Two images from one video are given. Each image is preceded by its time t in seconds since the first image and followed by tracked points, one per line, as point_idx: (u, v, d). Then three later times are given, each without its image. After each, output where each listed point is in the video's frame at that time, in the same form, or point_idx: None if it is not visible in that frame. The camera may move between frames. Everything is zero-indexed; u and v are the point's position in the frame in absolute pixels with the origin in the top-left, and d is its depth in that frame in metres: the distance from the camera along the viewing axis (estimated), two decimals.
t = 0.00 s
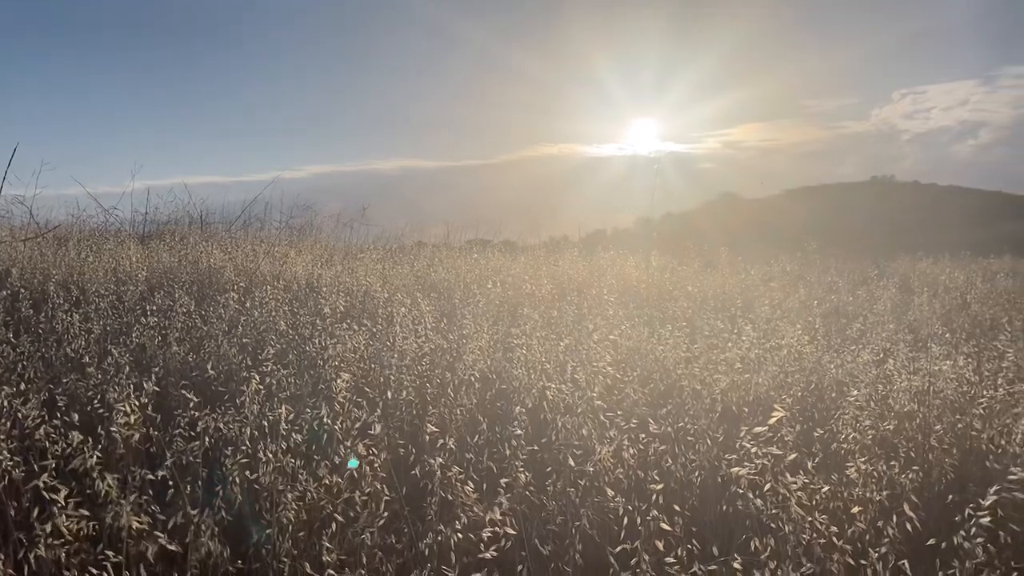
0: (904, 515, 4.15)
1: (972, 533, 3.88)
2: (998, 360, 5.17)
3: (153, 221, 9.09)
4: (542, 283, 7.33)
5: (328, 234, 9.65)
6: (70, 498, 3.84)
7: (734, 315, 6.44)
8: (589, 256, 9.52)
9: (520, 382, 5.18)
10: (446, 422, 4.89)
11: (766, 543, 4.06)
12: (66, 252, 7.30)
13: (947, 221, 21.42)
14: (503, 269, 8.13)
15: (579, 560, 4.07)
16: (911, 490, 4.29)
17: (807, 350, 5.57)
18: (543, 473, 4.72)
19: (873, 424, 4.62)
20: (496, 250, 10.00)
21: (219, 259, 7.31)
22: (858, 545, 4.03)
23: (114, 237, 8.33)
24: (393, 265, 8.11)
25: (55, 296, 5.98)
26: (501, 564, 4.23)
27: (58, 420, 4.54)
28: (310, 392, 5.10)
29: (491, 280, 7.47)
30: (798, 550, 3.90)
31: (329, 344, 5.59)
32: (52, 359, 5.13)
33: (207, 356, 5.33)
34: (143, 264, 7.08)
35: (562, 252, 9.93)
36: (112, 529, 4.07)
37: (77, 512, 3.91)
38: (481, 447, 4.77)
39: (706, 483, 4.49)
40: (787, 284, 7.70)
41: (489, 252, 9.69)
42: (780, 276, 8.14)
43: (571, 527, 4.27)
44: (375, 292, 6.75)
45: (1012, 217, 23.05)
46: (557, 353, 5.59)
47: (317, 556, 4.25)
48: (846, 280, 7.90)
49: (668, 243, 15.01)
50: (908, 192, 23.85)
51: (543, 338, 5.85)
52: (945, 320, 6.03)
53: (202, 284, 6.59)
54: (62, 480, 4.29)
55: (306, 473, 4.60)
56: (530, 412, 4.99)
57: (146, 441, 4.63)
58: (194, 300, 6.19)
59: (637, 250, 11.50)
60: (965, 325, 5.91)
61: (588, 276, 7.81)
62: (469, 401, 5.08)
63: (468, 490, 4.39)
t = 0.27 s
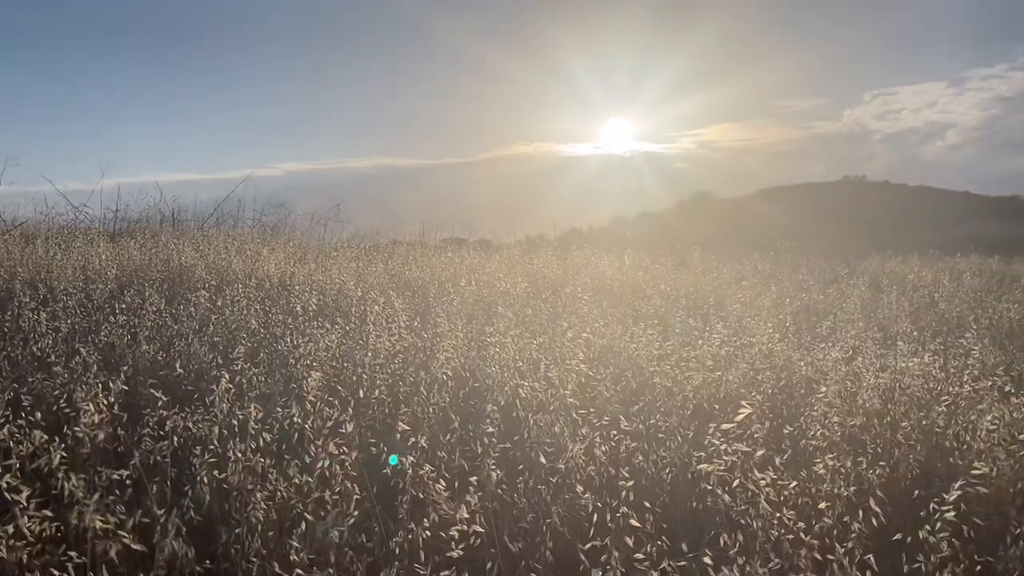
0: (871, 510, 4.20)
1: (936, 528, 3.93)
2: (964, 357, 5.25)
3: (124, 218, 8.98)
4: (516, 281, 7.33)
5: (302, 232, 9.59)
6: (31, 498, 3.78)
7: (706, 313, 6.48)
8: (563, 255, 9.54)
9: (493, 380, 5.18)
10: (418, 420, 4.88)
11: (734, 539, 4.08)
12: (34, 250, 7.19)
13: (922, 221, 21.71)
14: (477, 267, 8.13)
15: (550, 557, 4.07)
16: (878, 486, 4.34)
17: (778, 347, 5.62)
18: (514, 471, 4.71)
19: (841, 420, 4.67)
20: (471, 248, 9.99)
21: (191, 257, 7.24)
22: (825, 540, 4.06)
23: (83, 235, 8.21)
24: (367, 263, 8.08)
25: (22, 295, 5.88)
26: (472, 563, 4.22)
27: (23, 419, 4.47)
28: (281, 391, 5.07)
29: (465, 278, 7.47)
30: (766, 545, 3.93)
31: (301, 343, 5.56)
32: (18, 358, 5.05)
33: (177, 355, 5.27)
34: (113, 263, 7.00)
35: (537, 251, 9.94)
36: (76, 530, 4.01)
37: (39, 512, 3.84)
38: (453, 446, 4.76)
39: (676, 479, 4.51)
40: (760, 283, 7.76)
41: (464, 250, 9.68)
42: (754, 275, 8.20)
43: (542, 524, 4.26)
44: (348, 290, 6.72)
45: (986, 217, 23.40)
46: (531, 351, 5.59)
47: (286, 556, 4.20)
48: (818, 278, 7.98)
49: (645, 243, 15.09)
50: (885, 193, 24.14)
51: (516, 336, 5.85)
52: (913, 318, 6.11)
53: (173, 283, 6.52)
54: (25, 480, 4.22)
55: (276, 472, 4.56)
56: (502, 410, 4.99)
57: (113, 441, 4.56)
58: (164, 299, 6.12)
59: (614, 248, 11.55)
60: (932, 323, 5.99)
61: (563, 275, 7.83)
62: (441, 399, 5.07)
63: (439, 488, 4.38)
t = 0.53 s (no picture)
0: (832, 506, 4.24)
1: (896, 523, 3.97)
2: (925, 355, 5.32)
3: (88, 216, 8.84)
4: (486, 280, 7.33)
5: (271, 230, 9.51)
6: None
7: (674, 312, 6.52)
8: (534, 253, 9.54)
9: (460, 379, 5.17)
10: (384, 419, 4.85)
11: (698, 536, 4.09)
12: None
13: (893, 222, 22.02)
14: (446, 265, 8.12)
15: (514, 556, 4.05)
16: (840, 482, 4.38)
17: (744, 345, 5.66)
18: (481, 470, 4.70)
19: (804, 417, 4.71)
20: (442, 247, 9.97)
21: (156, 256, 7.15)
22: (788, 536, 4.09)
23: (45, 232, 8.07)
24: (335, 261, 8.04)
25: None
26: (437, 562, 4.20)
27: None
28: (245, 391, 5.01)
29: (433, 277, 7.45)
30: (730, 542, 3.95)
31: (267, 342, 5.51)
32: None
33: (139, 355, 5.19)
34: (75, 260, 6.88)
35: (507, 250, 9.95)
36: (30, 532, 3.92)
37: None
38: (419, 445, 4.74)
39: (642, 477, 4.52)
40: (728, 282, 7.82)
41: (434, 249, 9.66)
42: (722, 275, 8.26)
43: (507, 523, 4.25)
44: (315, 289, 6.67)
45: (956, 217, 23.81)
46: (499, 349, 5.59)
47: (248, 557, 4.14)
48: (785, 277, 8.06)
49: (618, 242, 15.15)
50: (857, 195, 24.47)
51: (484, 334, 5.84)
52: (877, 316, 6.19)
53: (136, 281, 6.43)
54: None
55: (239, 473, 4.49)
56: (469, 409, 4.98)
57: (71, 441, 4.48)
58: (127, 297, 6.03)
59: (586, 248, 11.58)
60: (894, 322, 6.07)
61: (532, 273, 7.84)
62: (408, 398, 5.04)
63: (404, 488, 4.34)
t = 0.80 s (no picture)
0: (792, 503, 4.27)
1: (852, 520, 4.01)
2: (883, 354, 5.40)
3: (46, 212, 8.65)
4: (451, 279, 7.31)
5: (235, 228, 9.40)
6: None
7: (639, 311, 6.55)
8: (502, 252, 9.54)
9: (423, 379, 5.14)
10: (347, 420, 4.80)
11: (659, 533, 4.11)
12: None
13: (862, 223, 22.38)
14: (412, 264, 8.09)
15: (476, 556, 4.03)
16: (800, 479, 4.42)
17: (707, 344, 5.70)
18: (444, 469, 4.67)
19: (765, 415, 4.75)
20: (408, 246, 9.94)
21: (115, 253, 7.02)
22: (748, 533, 4.11)
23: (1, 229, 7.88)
24: (299, 260, 7.97)
25: None
26: (398, 563, 4.17)
27: None
28: (205, 391, 4.94)
29: (398, 275, 7.41)
30: (690, 540, 3.96)
31: (228, 341, 5.43)
32: None
33: (96, 354, 5.09)
34: (31, 258, 6.73)
35: (475, 248, 9.94)
36: None
37: None
38: (382, 445, 4.70)
39: (605, 475, 4.52)
40: (694, 281, 7.88)
41: (401, 247, 9.63)
42: (689, 274, 8.32)
43: (469, 523, 4.23)
44: (279, 288, 6.60)
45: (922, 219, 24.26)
46: (463, 349, 5.57)
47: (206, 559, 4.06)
48: (750, 277, 8.14)
49: (589, 241, 15.21)
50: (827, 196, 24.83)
51: (448, 333, 5.82)
52: (838, 316, 6.27)
53: (94, 279, 6.30)
54: None
55: (198, 474, 4.41)
56: (433, 408, 4.95)
57: (23, 442, 4.36)
58: (85, 296, 5.91)
59: (555, 247, 11.61)
60: (854, 321, 6.16)
61: (498, 272, 7.83)
62: (371, 398, 5.01)
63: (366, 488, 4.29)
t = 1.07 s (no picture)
0: (749, 501, 4.31)
1: (807, 517, 4.06)
2: (840, 353, 5.48)
3: None
4: (414, 279, 7.29)
5: (195, 227, 9.27)
6: None
7: (601, 311, 6.58)
8: (467, 252, 9.52)
9: (384, 379, 5.11)
10: (306, 421, 4.75)
11: (617, 532, 4.13)
12: None
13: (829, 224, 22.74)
14: (375, 263, 8.05)
15: (434, 556, 4.00)
16: (757, 477, 4.47)
17: (668, 343, 5.74)
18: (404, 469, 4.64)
19: (723, 414, 4.79)
20: (372, 245, 9.90)
21: (69, 251, 6.87)
22: (706, 531, 4.14)
23: None
24: (260, 259, 7.88)
25: None
26: (356, 564, 4.12)
27: None
28: (160, 391, 4.85)
29: (361, 275, 7.37)
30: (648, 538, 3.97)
31: (185, 341, 5.35)
32: None
33: (47, 354, 4.97)
34: None
35: (439, 248, 9.92)
36: None
37: None
38: (341, 445, 4.65)
39: (565, 474, 4.52)
40: (656, 281, 7.95)
41: (364, 247, 9.58)
42: (653, 274, 8.38)
43: (428, 523, 4.20)
44: (238, 287, 6.52)
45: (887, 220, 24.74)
46: (425, 349, 5.55)
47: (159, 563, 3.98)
48: (713, 277, 8.23)
49: (557, 240, 15.25)
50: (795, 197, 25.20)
51: (409, 333, 5.79)
52: (796, 315, 6.36)
53: (47, 278, 6.17)
54: None
55: (152, 476, 4.33)
56: (393, 408, 4.92)
57: None
58: (36, 295, 5.78)
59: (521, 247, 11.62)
60: (812, 320, 6.25)
61: (461, 272, 7.83)
62: (330, 399, 4.96)
63: (324, 489, 4.24)
